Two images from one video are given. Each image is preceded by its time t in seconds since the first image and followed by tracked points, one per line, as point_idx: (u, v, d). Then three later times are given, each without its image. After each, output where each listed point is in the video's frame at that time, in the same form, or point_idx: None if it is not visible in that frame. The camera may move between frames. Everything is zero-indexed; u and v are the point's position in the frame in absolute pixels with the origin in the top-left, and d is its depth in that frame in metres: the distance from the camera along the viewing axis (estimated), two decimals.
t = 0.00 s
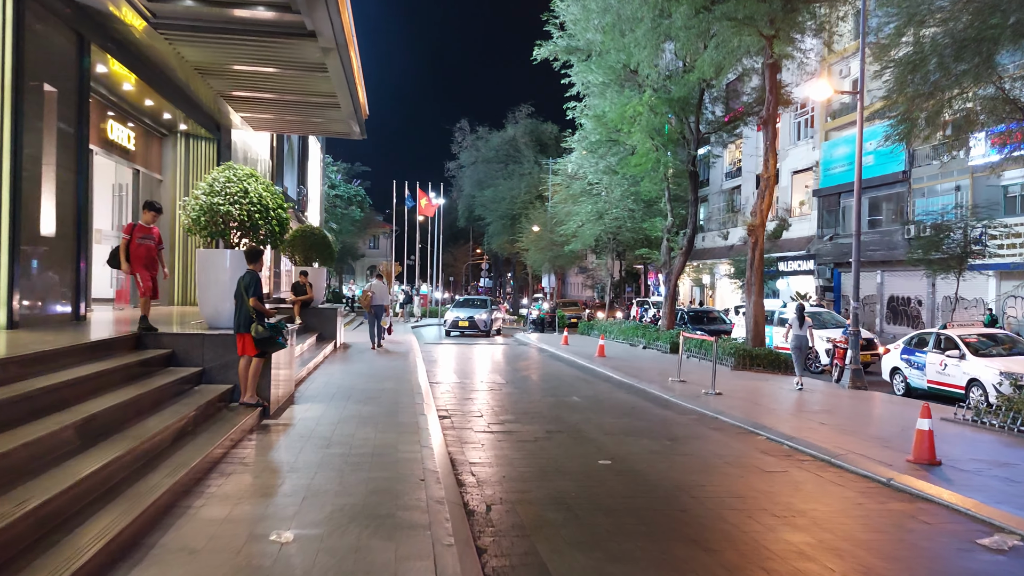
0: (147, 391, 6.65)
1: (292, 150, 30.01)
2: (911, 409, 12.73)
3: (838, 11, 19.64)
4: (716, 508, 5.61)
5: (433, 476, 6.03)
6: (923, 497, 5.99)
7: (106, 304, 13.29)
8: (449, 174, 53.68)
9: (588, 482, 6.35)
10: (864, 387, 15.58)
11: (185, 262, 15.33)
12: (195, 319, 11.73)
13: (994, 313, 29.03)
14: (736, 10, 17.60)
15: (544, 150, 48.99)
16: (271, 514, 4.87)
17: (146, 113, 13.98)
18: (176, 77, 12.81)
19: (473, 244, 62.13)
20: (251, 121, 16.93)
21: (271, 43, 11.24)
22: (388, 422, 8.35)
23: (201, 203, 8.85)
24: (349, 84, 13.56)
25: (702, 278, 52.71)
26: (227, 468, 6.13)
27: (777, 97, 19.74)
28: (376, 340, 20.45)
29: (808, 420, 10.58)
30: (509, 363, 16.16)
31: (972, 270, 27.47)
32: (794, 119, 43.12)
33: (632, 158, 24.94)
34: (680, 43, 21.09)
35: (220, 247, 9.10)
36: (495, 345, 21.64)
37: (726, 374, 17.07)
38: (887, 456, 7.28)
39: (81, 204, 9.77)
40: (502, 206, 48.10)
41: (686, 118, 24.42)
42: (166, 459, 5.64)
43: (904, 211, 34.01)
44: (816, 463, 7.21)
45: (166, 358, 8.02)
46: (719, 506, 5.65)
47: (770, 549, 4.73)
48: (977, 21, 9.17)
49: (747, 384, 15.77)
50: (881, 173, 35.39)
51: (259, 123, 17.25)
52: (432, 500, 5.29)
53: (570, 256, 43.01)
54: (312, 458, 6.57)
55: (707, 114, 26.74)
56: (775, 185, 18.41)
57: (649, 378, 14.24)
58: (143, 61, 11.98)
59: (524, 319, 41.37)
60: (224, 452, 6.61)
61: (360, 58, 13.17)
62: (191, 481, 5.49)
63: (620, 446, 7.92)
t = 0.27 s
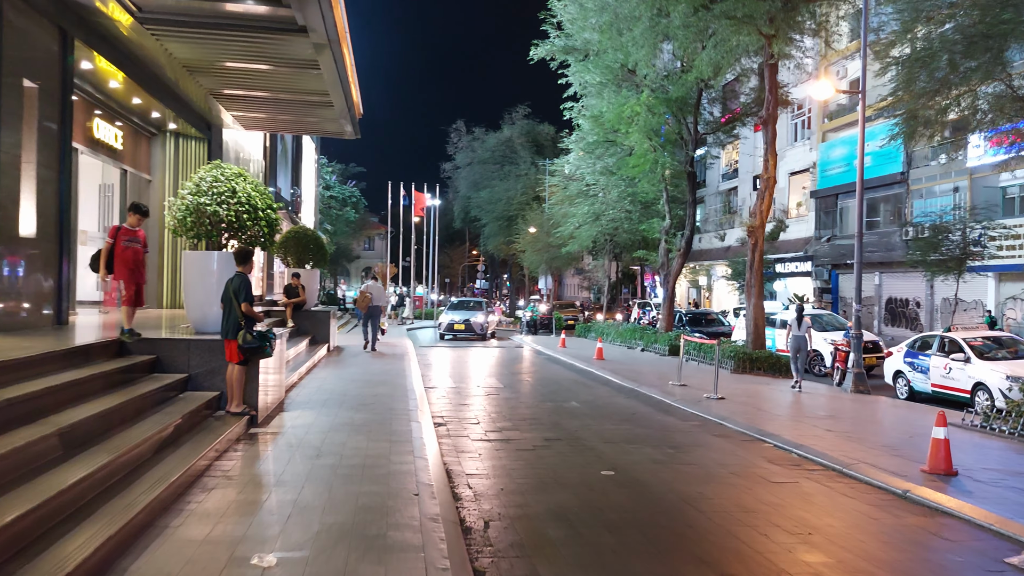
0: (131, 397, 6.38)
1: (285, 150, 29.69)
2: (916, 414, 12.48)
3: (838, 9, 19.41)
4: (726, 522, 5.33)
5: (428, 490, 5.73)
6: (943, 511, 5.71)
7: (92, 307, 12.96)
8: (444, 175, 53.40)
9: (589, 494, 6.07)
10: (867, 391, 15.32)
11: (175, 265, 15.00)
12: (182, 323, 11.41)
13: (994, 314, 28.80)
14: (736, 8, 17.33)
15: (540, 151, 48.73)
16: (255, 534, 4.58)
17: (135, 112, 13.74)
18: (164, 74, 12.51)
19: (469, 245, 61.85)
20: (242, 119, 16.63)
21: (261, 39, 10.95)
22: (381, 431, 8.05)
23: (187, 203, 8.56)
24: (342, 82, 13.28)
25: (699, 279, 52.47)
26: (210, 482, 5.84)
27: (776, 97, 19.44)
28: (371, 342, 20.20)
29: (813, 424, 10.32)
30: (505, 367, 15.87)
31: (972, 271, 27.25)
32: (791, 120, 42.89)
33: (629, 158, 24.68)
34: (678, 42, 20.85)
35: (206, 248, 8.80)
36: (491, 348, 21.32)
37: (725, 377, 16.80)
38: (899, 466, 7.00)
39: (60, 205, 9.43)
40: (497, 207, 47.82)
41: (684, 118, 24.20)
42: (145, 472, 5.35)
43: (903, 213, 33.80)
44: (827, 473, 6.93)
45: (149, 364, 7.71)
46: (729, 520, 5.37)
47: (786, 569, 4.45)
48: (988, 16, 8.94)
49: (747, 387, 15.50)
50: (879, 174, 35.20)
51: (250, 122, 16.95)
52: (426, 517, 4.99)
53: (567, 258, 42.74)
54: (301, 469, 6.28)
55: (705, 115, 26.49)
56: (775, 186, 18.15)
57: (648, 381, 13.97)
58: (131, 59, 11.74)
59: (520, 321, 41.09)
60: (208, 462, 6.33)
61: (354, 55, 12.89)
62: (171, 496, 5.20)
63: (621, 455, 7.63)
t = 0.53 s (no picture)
0: (110, 406, 6.10)
1: (277, 150, 29.36)
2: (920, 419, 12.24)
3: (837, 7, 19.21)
4: (738, 537, 5.07)
5: (424, 503, 5.46)
6: (964, 525, 5.47)
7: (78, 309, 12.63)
8: (438, 175, 53.10)
9: (593, 506, 5.80)
10: (868, 394, 15.08)
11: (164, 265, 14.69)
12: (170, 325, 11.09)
13: (991, 315, 28.64)
14: (735, 5, 17.08)
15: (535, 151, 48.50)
16: (240, 554, 4.31)
17: (122, 109, 13.47)
18: (152, 71, 12.22)
19: (463, 246, 61.56)
20: (232, 117, 16.33)
21: (251, 33, 10.66)
22: (374, 438, 7.75)
23: (172, 202, 8.26)
24: (335, 79, 13.01)
25: (694, 280, 52.27)
26: (193, 495, 5.56)
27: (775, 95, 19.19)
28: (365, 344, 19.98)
29: (817, 429, 10.07)
30: (501, 370, 15.58)
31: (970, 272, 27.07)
32: (787, 121, 42.74)
33: (626, 158, 24.45)
34: (676, 40, 20.64)
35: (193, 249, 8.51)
36: (486, 350, 21.04)
37: (724, 380, 16.54)
38: (912, 474, 6.76)
39: (42, 204, 9.11)
40: (492, 208, 47.55)
41: (681, 118, 24.00)
42: (124, 488, 5.07)
43: (899, 213, 33.65)
44: (838, 483, 6.67)
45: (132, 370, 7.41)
46: (741, 535, 5.11)
47: None
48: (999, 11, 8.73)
49: (746, 390, 15.24)
50: (875, 175, 35.06)
51: (241, 121, 16.66)
52: (422, 534, 4.72)
53: (562, 259, 42.49)
54: (290, 481, 5.99)
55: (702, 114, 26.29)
56: (774, 186, 17.91)
57: (646, 384, 13.70)
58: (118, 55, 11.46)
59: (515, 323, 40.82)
60: (192, 474, 6.05)
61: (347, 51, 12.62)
62: (151, 512, 4.92)
63: (623, 463, 7.37)
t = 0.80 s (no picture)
0: (83, 410, 5.82)
1: (266, 148, 29.00)
2: (921, 421, 12.02)
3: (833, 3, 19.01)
4: (745, 548, 4.83)
5: (413, 514, 5.18)
6: (981, 535, 5.22)
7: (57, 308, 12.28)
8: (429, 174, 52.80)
9: (591, 515, 5.55)
10: (865, 394, 14.86)
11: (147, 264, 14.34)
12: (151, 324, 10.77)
13: (985, 314, 28.48)
14: None
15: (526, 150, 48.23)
16: (214, 570, 4.03)
17: (105, 104, 13.18)
18: (132, 63, 11.93)
19: (454, 245, 61.26)
20: (218, 113, 16.01)
21: (237, 25, 10.38)
22: (362, 442, 7.45)
23: (152, 196, 7.99)
24: (323, 73, 12.72)
25: (686, 280, 52.08)
26: (170, 504, 5.29)
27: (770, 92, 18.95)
28: (353, 344, 19.71)
29: (817, 431, 9.84)
30: (492, 371, 15.32)
31: (964, 272, 26.92)
32: (779, 119, 42.56)
33: (619, 156, 24.22)
34: (670, 37, 20.45)
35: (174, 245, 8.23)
36: (477, 350, 20.76)
37: (719, 380, 16.31)
38: (921, 480, 6.52)
39: (18, 200, 8.81)
40: (484, 207, 47.25)
41: (674, 115, 23.78)
42: (90, 498, 4.78)
43: (892, 212, 33.56)
44: (844, 489, 6.44)
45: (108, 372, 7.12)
46: (747, 546, 4.88)
47: None
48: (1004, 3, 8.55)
49: (742, 391, 15.01)
50: (868, 174, 34.93)
51: (228, 117, 16.35)
52: (410, 547, 4.45)
53: (554, 258, 42.25)
54: (271, 489, 5.70)
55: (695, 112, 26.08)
56: (769, 184, 17.69)
57: (641, 384, 13.46)
58: (99, 48, 11.17)
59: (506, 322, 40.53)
60: (168, 482, 5.78)
61: (336, 44, 12.33)
62: (120, 525, 4.64)
63: (621, 467, 7.12)
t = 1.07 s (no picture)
0: (50, 419, 5.50)
1: (253, 146, 28.61)
2: (921, 425, 11.77)
3: None
4: (752, 566, 4.55)
5: (399, 530, 4.88)
6: (999, 552, 4.96)
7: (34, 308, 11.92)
8: (420, 174, 52.45)
9: (588, 529, 5.26)
10: (863, 396, 14.62)
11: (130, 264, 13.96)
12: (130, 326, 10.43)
13: (978, 315, 28.36)
14: None
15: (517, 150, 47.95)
16: None
17: (85, 100, 12.83)
18: (112, 56, 11.58)
19: (445, 246, 60.95)
20: (202, 109, 15.63)
21: (221, 16, 10.04)
22: (348, 451, 7.13)
23: (128, 193, 7.67)
24: (310, 67, 12.39)
25: (677, 280, 51.91)
26: (140, 520, 4.97)
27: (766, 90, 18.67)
28: (342, 345, 19.37)
29: (818, 435, 9.58)
30: (483, 373, 15.02)
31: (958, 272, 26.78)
32: (772, 120, 42.38)
33: (613, 156, 23.96)
34: (664, 34, 20.21)
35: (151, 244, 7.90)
36: (468, 352, 20.45)
37: (714, 382, 16.05)
38: (931, 490, 6.26)
39: None
40: (475, 207, 46.96)
41: (668, 114, 23.54)
42: (51, 517, 4.47)
43: (885, 213, 33.44)
44: (852, 500, 6.17)
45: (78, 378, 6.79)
46: (755, 564, 4.60)
47: None
48: None
49: (737, 393, 14.75)
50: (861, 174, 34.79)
51: (214, 113, 15.99)
52: (395, 569, 4.16)
53: (546, 258, 41.98)
54: (250, 503, 5.39)
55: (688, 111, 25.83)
56: (764, 182, 17.44)
57: (636, 387, 13.17)
58: (76, 41, 10.82)
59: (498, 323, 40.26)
60: (141, 495, 5.46)
61: (324, 37, 11.99)
62: (82, 546, 4.33)
63: (618, 476, 6.84)
